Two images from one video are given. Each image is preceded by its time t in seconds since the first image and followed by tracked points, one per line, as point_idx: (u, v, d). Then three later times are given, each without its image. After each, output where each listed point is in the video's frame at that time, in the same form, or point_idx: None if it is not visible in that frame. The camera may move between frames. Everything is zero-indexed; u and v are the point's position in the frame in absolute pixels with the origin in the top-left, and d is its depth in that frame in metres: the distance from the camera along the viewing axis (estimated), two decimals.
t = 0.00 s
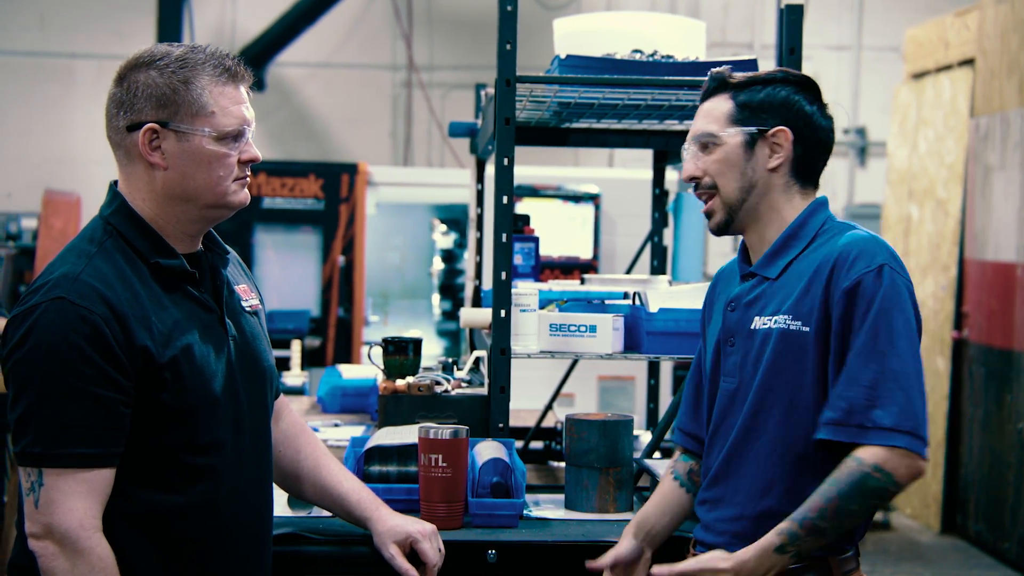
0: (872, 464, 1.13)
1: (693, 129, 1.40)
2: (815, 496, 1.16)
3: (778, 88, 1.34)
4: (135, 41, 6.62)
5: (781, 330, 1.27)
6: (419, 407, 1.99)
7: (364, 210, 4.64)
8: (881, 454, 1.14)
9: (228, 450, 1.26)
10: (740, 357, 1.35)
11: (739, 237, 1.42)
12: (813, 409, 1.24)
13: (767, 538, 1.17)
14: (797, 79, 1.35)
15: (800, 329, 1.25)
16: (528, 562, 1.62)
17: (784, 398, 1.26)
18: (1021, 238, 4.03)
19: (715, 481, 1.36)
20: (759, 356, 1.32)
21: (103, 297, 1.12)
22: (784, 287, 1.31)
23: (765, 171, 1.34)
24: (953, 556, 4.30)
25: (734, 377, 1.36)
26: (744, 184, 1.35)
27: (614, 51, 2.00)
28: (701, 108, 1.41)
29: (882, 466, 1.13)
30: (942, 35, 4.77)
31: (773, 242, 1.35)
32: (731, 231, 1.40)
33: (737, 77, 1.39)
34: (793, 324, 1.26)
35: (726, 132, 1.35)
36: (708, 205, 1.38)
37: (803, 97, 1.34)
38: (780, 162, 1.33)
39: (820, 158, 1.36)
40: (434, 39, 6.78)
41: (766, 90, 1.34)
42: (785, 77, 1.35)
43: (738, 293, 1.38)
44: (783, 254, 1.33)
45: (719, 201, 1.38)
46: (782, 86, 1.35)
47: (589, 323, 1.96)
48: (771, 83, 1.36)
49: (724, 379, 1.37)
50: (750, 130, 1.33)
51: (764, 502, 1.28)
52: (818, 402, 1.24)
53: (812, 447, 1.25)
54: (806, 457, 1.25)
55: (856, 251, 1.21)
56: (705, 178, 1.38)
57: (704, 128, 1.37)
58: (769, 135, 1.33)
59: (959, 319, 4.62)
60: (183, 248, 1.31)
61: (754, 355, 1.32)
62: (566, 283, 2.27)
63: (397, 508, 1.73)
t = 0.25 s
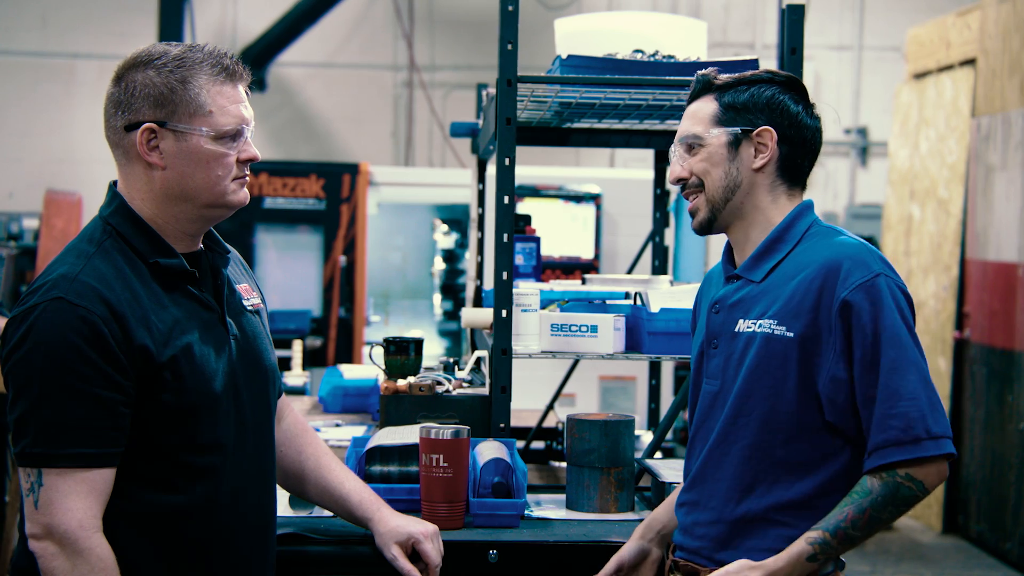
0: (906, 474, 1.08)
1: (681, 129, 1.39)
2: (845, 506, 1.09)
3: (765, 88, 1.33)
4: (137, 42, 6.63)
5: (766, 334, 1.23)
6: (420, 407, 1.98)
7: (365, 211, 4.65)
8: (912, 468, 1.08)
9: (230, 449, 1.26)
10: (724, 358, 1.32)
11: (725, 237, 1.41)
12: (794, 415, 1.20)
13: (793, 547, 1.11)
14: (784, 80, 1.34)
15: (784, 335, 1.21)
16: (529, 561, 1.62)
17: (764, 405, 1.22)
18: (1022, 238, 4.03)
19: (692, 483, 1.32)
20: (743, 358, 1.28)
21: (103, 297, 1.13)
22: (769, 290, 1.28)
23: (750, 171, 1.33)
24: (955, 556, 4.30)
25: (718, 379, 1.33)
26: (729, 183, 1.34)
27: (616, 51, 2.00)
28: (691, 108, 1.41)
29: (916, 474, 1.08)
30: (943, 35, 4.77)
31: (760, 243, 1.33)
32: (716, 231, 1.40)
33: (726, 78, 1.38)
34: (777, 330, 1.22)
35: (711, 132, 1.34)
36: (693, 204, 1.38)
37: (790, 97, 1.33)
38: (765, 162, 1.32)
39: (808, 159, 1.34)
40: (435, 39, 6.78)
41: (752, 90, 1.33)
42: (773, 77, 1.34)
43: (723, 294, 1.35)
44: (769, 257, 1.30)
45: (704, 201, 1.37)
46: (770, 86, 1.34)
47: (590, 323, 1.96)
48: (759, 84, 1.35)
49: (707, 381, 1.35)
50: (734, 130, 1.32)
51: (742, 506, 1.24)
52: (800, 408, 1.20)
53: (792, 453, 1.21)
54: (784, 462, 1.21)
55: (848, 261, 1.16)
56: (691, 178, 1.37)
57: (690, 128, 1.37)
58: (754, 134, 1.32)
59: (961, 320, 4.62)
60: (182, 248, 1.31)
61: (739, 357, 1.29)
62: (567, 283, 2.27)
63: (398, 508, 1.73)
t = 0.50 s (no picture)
0: (846, 490, 1.11)
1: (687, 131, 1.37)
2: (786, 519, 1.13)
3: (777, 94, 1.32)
4: (138, 42, 6.63)
5: (759, 340, 1.23)
6: (421, 407, 1.98)
7: (365, 212, 4.65)
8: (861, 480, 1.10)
9: (232, 449, 1.26)
10: (719, 362, 1.33)
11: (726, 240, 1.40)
12: (782, 421, 1.20)
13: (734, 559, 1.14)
14: (794, 87, 1.34)
15: (777, 341, 1.21)
16: (530, 561, 1.62)
17: (752, 410, 1.22)
18: None
19: (678, 486, 1.33)
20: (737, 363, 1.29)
21: (103, 296, 1.12)
22: (768, 294, 1.28)
23: (760, 178, 1.32)
24: (956, 556, 4.30)
25: (711, 383, 1.34)
26: (738, 189, 1.33)
27: (617, 51, 2.00)
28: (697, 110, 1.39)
29: (856, 490, 1.11)
30: (945, 35, 4.77)
31: (761, 249, 1.33)
32: (720, 234, 1.39)
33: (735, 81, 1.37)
34: (770, 335, 1.22)
35: (723, 137, 1.32)
36: (699, 208, 1.36)
37: (800, 105, 1.32)
38: (776, 170, 1.31)
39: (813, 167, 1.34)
40: (436, 39, 6.78)
41: (764, 96, 1.32)
42: (782, 83, 1.34)
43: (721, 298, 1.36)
44: (769, 264, 1.30)
45: (710, 205, 1.36)
46: (780, 93, 1.33)
47: (591, 323, 1.96)
48: (769, 89, 1.34)
49: (700, 384, 1.36)
50: (747, 137, 1.31)
51: (724, 510, 1.25)
52: (789, 415, 1.20)
53: (779, 458, 1.21)
54: (770, 468, 1.22)
55: (844, 269, 1.16)
56: (698, 181, 1.36)
57: (700, 132, 1.35)
58: (767, 142, 1.31)
59: (961, 320, 4.62)
60: (182, 247, 1.31)
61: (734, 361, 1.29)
62: (567, 283, 2.27)
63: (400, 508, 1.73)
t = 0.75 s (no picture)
0: (863, 458, 1.13)
1: (701, 132, 1.39)
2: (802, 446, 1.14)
3: (787, 106, 1.38)
4: (138, 42, 6.63)
5: (760, 342, 1.29)
6: (421, 407, 1.98)
7: (365, 211, 4.66)
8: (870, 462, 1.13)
9: (232, 448, 1.26)
10: (716, 366, 1.37)
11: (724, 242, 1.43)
12: (778, 421, 1.26)
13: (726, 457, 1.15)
14: (797, 96, 1.41)
15: (777, 343, 1.27)
16: (531, 562, 1.62)
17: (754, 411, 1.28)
18: None
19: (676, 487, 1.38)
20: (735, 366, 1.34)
21: (103, 296, 1.12)
22: (765, 299, 1.34)
23: (777, 183, 1.37)
24: (956, 556, 4.30)
25: (707, 386, 1.38)
26: (759, 193, 1.36)
27: (617, 51, 2.00)
28: (705, 112, 1.41)
29: (868, 465, 1.13)
30: (945, 34, 4.77)
31: (758, 252, 1.38)
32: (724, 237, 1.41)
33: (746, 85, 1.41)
34: (772, 337, 1.28)
35: (749, 139, 1.35)
36: (718, 209, 1.37)
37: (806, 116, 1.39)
38: (792, 177, 1.37)
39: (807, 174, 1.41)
40: (437, 38, 6.78)
41: (779, 105, 1.38)
42: (790, 92, 1.40)
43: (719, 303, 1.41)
44: (768, 268, 1.35)
45: (729, 206, 1.38)
46: (787, 102, 1.39)
47: (592, 322, 1.96)
48: (779, 97, 1.39)
49: (698, 388, 1.40)
50: (771, 141, 1.35)
51: (720, 510, 1.29)
52: (786, 416, 1.26)
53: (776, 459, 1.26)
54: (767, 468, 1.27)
55: (843, 271, 1.22)
56: (713, 182, 1.37)
57: (720, 132, 1.37)
58: (787, 150, 1.36)
59: (961, 320, 4.62)
60: (184, 248, 1.31)
61: (731, 364, 1.34)
62: (568, 283, 2.27)
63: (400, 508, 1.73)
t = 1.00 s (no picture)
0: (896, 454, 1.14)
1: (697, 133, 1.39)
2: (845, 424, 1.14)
3: (783, 105, 1.39)
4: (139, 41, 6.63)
5: (761, 343, 1.29)
6: (422, 407, 1.98)
7: (366, 211, 4.65)
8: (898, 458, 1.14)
9: (231, 447, 1.26)
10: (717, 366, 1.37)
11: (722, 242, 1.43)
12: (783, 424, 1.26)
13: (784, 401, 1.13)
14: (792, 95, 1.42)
15: (780, 343, 1.27)
16: (531, 562, 1.62)
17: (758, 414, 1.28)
18: None
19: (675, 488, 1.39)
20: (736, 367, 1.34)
21: (103, 295, 1.12)
22: (764, 300, 1.34)
23: (774, 183, 1.37)
24: (957, 556, 4.29)
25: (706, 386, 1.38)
26: (757, 194, 1.37)
27: (617, 51, 2.00)
28: (700, 112, 1.41)
29: (899, 463, 1.14)
30: (946, 34, 4.77)
31: (757, 250, 1.38)
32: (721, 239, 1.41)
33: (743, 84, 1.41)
34: (773, 338, 1.28)
35: (748, 139, 1.36)
36: (714, 210, 1.37)
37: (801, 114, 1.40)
38: (789, 177, 1.38)
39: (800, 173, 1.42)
40: (438, 38, 6.78)
41: (776, 105, 1.39)
42: (785, 90, 1.41)
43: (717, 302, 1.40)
44: (765, 268, 1.35)
45: (726, 207, 1.37)
46: (784, 102, 1.40)
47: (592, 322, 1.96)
48: (776, 97, 1.40)
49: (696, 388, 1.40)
50: (769, 141, 1.36)
51: (721, 512, 1.30)
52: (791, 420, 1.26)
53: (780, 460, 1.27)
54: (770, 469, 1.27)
55: (848, 273, 1.23)
56: (711, 183, 1.36)
57: (717, 132, 1.37)
58: (784, 150, 1.37)
59: (962, 320, 4.62)
60: (184, 248, 1.32)
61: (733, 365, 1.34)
62: (569, 283, 2.27)
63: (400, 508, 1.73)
